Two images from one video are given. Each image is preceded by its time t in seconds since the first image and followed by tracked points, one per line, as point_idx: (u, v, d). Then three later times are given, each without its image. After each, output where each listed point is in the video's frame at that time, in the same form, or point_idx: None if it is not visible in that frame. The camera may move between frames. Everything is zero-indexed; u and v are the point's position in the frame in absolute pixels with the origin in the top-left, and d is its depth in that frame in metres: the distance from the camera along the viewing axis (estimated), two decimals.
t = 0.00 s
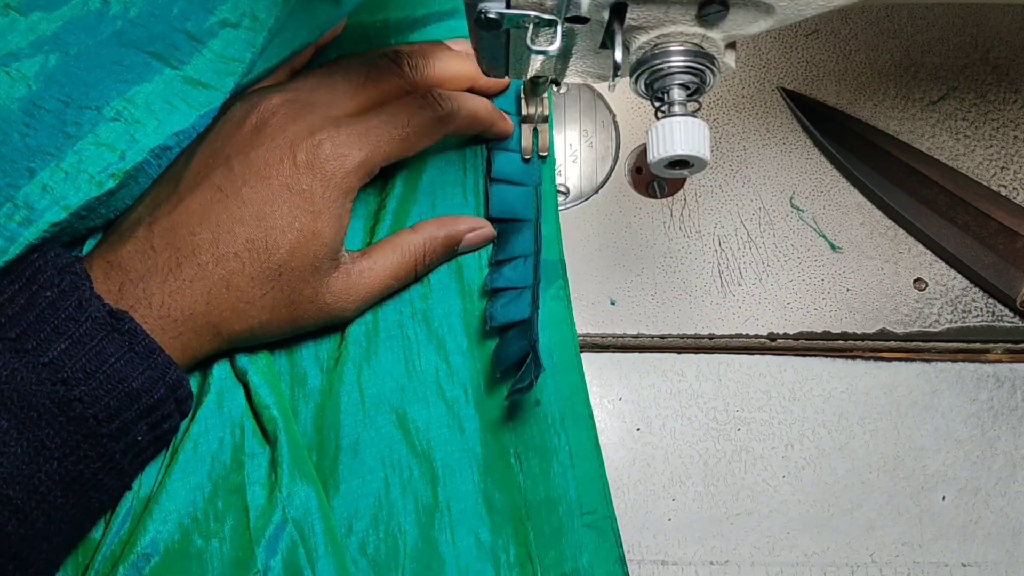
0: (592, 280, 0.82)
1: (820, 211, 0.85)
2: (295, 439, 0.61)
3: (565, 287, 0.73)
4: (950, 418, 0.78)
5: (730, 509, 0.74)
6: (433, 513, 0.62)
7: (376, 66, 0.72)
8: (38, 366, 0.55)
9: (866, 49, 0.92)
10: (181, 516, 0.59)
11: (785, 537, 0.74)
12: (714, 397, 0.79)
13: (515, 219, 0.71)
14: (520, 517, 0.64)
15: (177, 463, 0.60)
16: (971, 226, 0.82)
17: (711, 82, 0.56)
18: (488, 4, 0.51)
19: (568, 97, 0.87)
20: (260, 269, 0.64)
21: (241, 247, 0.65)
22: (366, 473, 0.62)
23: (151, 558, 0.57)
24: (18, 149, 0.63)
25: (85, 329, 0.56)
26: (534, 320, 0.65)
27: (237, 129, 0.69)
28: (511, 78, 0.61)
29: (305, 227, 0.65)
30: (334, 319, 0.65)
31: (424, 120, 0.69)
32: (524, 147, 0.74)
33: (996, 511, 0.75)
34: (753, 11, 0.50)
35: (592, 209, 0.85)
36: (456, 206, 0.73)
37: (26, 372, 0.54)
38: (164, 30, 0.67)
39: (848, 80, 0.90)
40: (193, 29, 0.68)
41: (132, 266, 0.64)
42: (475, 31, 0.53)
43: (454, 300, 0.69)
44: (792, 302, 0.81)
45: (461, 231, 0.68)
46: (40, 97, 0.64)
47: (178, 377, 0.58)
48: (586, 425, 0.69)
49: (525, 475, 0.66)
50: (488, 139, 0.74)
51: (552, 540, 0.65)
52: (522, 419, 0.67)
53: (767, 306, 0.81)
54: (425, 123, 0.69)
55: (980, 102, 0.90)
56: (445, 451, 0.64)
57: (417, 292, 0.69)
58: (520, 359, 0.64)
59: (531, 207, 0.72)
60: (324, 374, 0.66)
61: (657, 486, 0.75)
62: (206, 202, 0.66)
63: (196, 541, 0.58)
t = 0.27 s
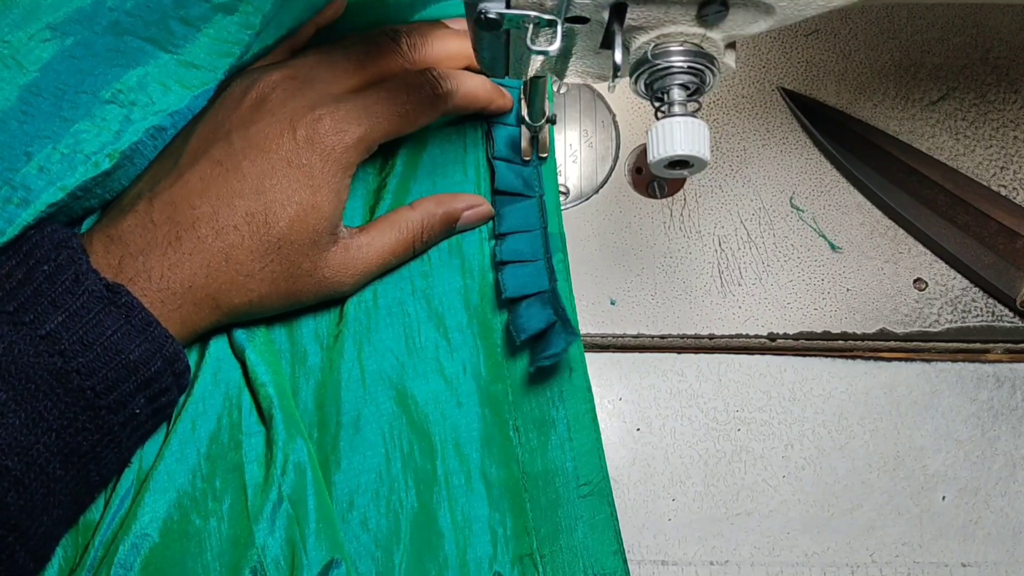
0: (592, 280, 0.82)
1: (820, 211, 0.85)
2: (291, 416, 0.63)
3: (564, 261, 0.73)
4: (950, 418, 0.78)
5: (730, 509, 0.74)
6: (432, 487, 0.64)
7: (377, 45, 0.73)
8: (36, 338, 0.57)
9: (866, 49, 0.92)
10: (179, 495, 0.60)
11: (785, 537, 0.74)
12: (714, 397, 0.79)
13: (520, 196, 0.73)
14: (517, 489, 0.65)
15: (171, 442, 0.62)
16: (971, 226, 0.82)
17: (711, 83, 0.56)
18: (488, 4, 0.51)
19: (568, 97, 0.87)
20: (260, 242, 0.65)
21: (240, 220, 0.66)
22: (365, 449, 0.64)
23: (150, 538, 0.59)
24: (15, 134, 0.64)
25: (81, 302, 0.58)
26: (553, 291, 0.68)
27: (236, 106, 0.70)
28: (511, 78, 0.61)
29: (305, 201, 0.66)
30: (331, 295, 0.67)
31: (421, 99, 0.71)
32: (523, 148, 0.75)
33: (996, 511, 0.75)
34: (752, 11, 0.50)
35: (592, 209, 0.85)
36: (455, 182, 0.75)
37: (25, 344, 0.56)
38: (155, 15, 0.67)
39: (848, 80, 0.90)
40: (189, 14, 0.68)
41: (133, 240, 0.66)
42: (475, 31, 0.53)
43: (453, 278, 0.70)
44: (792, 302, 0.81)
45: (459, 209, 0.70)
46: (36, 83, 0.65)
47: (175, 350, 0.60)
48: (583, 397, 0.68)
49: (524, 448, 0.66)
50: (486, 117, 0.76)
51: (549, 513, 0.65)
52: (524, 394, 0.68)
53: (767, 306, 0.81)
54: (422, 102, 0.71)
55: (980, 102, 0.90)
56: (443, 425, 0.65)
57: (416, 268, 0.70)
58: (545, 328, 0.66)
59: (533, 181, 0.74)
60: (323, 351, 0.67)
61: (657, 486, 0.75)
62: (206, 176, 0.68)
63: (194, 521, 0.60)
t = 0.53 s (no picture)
0: (592, 280, 0.82)
1: (820, 211, 0.85)
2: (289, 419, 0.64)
3: (562, 268, 0.74)
4: (950, 418, 0.78)
5: (730, 509, 0.74)
6: (430, 493, 0.66)
7: (376, 54, 0.73)
8: (35, 343, 0.57)
9: (866, 49, 0.92)
10: (176, 497, 0.61)
11: (785, 537, 0.74)
12: (714, 397, 0.79)
13: (518, 203, 0.73)
14: (514, 497, 0.67)
15: (169, 443, 0.63)
16: (971, 226, 0.82)
17: (711, 83, 0.56)
18: (489, 5, 0.51)
19: (568, 97, 0.87)
20: (257, 254, 0.66)
21: (237, 230, 0.66)
22: (363, 454, 0.65)
23: (147, 540, 0.60)
24: (14, 136, 0.64)
25: (80, 306, 0.59)
26: (549, 296, 0.69)
27: (236, 113, 0.70)
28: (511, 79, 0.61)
29: (302, 212, 0.67)
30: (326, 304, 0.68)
31: (421, 112, 0.71)
32: (523, 149, 0.75)
33: (996, 511, 0.75)
34: (753, 11, 0.50)
35: (592, 209, 0.85)
36: (454, 191, 0.75)
37: (24, 349, 0.57)
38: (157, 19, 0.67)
39: (848, 80, 0.90)
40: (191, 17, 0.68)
41: (129, 247, 0.66)
42: (476, 31, 0.53)
43: (451, 284, 0.71)
44: (792, 303, 0.81)
45: (455, 220, 0.70)
46: (36, 87, 0.65)
47: (173, 355, 0.60)
48: (580, 403, 0.70)
49: (521, 455, 0.68)
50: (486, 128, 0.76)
51: (546, 520, 0.67)
52: (520, 400, 0.70)
53: (767, 306, 0.81)
54: (422, 116, 0.71)
55: (980, 102, 0.90)
56: (439, 431, 0.67)
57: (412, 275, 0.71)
58: (541, 331, 0.68)
59: (532, 189, 0.74)
60: (321, 354, 0.68)
61: (657, 486, 0.75)
62: (203, 183, 0.68)
63: (192, 523, 0.61)
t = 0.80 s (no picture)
0: (592, 280, 0.82)
1: (820, 211, 0.85)
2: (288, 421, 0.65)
3: (559, 274, 0.73)
4: (950, 417, 0.78)
5: (730, 509, 0.74)
6: (425, 496, 0.66)
7: (378, 54, 0.73)
8: (17, 332, 0.58)
9: (866, 49, 0.92)
10: (174, 496, 0.62)
11: (785, 537, 0.74)
12: (714, 397, 0.79)
13: (515, 205, 0.73)
14: (510, 502, 0.67)
15: (166, 442, 0.63)
16: (971, 226, 0.82)
17: (711, 83, 0.56)
18: (488, 4, 0.51)
19: (568, 97, 0.87)
20: (248, 249, 0.66)
21: (229, 225, 0.67)
22: (359, 455, 0.66)
23: (145, 540, 0.60)
24: (10, 136, 0.63)
25: (63, 296, 0.60)
26: (540, 304, 0.68)
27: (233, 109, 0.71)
28: (510, 78, 0.61)
29: (295, 208, 0.67)
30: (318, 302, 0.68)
31: (420, 113, 0.71)
32: (523, 148, 0.75)
33: (996, 511, 0.75)
34: (753, 11, 0.50)
35: (592, 210, 0.84)
36: (452, 197, 0.76)
37: (7, 338, 0.58)
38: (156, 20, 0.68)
39: (848, 80, 0.90)
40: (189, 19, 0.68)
41: (120, 238, 0.67)
42: (475, 31, 0.53)
43: (448, 290, 0.72)
44: (792, 302, 0.81)
45: (452, 226, 0.71)
46: (33, 87, 0.65)
47: (157, 343, 0.61)
48: (576, 409, 0.69)
49: (517, 462, 0.68)
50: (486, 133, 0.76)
51: (542, 527, 0.67)
52: (514, 406, 0.70)
53: (767, 306, 0.81)
54: (421, 116, 0.71)
55: (980, 102, 0.90)
56: (435, 434, 0.67)
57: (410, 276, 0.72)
58: (530, 340, 0.67)
59: (530, 195, 0.74)
60: (319, 354, 0.69)
61: (657, 486, 0.75)
62: (196, 178, 0.69)
63: (189, 522, 0.61)
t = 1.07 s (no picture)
0: (592, 280, 0.82)
1: (820, 211, 0.85)
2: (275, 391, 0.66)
3: (559, 252, 0.74)
4: (950, 418, 0.78)
5: (730, 509, 0.74)
6: (421, 468, 0.66)
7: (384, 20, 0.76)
8: None
9: (866, 49, 0.92)
10: (161, 463, 0.63)
11: (785, 537, 0.74)
12: (713, 397, 0.79)
13: (514, 186, 0.75)
14: (507, 476, 0.68)
15: (155, 410, 0.64)
16: (971, 226, 0.82)
17: (711, 82, 0.56)
18: (488, 4, 0.51)
19: (568, 97, 0.87)
20: (241, 207, 0.68)
21: (224, 182, 0.69)
22: (355, 426, 0.66)
23: (131, 506, 0.61)
24: None
25: (34, 238, 0.58)
26: (539, 283, 0.70)
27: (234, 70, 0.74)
28: (510, 78, 0.61)
29: (289, 169, 0.69)
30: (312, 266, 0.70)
31: (418, 82, 0.73)
32: (523, 147, 0.75)
33: (996, 511, 0.75)
34: (753, 11, 0.50)
35: (592, 209, 0.84)
36: (452, 174, 0.76)
37: None
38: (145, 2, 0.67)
39: (848, 80, 0.90)
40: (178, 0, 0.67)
41: (117, 191, 0.69)
42: (475, 31, 0.53)
43: (447, 266, 0.72)
44: (792, 302, 0.81)
45: (447, 202, 0.71)
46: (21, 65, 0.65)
47: (129, 292, 0.60)
48: (576, 386, 0.69)
49: (515, 437, 0.69)
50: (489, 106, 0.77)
51: (538, 501, 0.67)
52: (513, 382, 0.70)
53: (768, 306, 0.81)
54: (419, 85, 0.73)
55: (979, 102, 0.90)
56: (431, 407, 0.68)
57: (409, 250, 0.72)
58: (528, 320, 0.68)
59: (530, 175, 0.75)
60: (316, 325, 0.69)
61: (657, 486, 0.75)
62: (195, 138, 0.71)
63: (176, 488, 0.63)
